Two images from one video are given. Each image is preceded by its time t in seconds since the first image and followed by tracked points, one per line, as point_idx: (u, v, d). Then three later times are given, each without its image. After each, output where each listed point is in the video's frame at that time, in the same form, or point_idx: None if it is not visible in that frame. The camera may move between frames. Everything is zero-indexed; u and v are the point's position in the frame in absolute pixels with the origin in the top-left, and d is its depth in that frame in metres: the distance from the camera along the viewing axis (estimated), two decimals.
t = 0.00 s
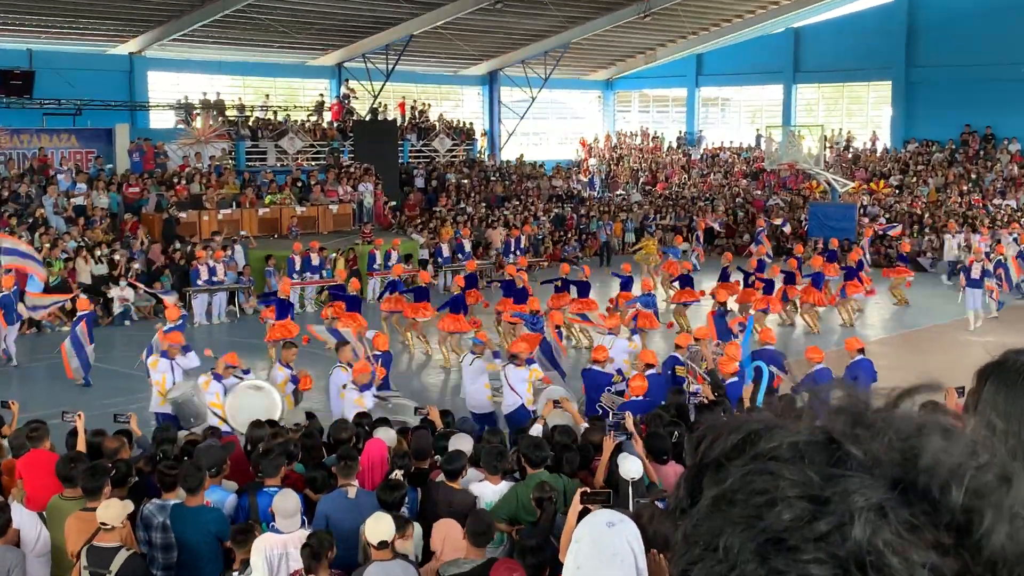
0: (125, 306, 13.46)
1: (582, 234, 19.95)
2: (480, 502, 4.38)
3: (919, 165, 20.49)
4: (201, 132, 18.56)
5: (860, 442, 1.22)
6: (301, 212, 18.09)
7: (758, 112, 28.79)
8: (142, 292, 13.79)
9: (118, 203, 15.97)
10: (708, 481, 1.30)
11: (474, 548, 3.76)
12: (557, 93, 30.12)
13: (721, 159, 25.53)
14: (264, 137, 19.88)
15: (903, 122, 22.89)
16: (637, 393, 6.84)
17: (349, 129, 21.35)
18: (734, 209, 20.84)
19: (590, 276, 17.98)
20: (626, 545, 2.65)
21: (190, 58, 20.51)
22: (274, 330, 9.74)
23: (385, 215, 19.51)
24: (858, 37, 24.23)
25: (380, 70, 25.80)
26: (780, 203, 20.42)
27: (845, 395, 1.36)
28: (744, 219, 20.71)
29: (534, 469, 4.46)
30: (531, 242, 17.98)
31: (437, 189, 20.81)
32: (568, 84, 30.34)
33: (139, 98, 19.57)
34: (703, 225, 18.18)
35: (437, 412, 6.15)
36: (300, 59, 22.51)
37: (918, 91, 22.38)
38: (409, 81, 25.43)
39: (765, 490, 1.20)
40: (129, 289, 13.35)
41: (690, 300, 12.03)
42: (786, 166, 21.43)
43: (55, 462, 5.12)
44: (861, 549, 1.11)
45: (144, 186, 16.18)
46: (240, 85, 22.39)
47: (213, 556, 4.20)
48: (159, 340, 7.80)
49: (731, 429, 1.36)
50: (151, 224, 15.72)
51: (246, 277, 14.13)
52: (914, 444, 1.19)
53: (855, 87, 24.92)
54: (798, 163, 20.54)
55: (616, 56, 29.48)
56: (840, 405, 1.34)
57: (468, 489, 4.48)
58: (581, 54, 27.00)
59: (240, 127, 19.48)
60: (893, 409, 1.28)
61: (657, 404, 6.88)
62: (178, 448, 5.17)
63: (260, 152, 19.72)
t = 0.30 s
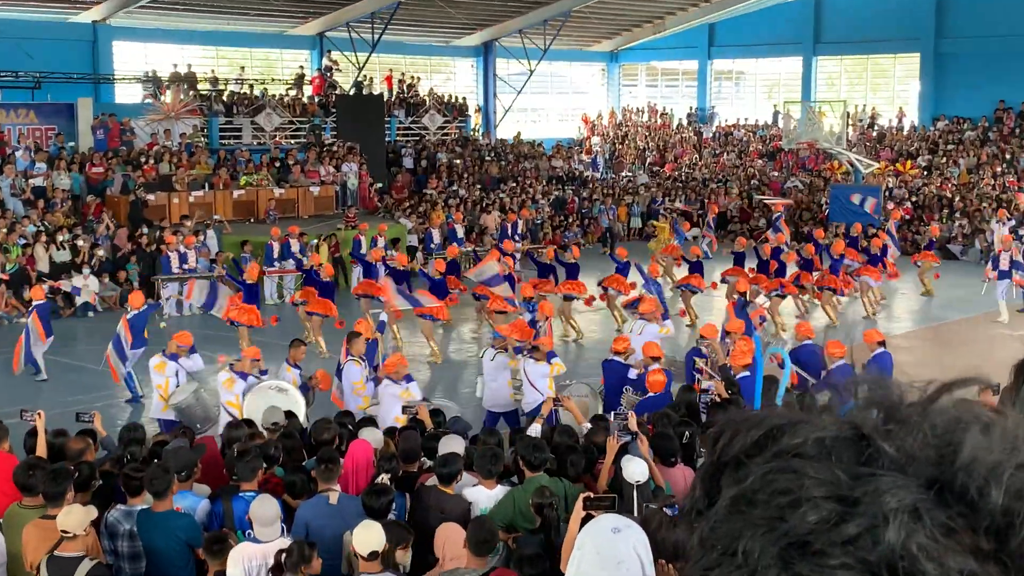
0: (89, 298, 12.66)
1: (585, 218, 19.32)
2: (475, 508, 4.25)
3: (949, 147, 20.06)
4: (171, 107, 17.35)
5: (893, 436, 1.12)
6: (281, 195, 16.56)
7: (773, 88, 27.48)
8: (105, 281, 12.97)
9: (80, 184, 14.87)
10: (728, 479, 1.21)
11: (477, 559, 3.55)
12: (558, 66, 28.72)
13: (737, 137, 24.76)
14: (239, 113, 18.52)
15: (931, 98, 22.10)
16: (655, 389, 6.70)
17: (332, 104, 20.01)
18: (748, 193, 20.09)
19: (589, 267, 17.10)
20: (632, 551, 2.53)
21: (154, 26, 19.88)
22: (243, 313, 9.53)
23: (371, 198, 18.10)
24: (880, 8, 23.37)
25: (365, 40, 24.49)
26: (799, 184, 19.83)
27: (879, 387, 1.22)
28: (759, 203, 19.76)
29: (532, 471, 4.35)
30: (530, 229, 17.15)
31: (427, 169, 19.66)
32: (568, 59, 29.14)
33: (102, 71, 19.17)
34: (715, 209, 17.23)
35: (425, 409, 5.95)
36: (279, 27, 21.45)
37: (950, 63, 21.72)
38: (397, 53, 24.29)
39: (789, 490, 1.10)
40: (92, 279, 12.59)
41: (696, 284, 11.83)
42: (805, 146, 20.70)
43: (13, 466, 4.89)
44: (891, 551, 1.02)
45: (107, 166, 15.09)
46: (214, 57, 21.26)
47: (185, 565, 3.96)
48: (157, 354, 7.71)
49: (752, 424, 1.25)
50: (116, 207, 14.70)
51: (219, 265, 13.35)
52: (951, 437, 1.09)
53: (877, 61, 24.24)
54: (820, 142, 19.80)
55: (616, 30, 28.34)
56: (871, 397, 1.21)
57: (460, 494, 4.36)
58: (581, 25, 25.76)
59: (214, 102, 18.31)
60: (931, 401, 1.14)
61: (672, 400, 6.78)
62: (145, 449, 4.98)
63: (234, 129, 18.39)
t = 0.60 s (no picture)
0: (69, 284, 12.49)
1: (585, 202, 19.07)
2: (471, 503, 4.20)
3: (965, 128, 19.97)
4: (154, 86, 17.09)
5: (912, 421, 1.08)
6: (268, 177, 16.53)
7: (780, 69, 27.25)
8: (86, 267, 12.76)
9: (59, 166, 14.62)
10: (739, 467, 1.17)
11: (477, 557, 3.50)
12: (557, 44, 28.33)
13: (743, 119, 24.42)
14: (224, 92, 18.29)
15: (943, 81, 21.94)
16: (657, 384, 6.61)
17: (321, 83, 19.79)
18: (754, 176, 19.83)
19: (589, 253, 16.91)
20: (637, 546, 2.58)
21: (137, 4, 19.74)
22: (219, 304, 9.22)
23: (362, 181, 18.08)
24: None
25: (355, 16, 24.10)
26: (808, 167, 19.68)
27: (898, 372, 1.18)
28: (765, 186, 19.53)
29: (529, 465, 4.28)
30: (529, 213, 16.94)
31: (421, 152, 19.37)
32: (567, 38, 28.76)
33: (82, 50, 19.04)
34: (721, 194, 17.06)
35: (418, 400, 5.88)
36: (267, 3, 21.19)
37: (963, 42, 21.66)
38: (389, 31, 23.97)
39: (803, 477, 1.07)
40: (72, 265, 12.39)
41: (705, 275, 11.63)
42: (814, 127, 20.46)
43: None
44: (908, 543, 0.98)
45: (88, 147, 14.86)
46: (200, 33, 21.10)
47: (168, 562, 3.90)
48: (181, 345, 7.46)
49: (765, 412, 1.22)
50: (96, 189, 14.51)
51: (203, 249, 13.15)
52: (974, 426, 1.04)
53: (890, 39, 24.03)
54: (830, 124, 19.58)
55: (614, 9, 27.97)
56: (890, 380, 1.16)
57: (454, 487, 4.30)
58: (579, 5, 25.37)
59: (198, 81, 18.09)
60: (952, 386, 1.10)
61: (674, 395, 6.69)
62: (127, 443, 4.91)
63: (219, 108, 18.17)
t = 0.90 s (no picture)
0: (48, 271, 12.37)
1: (584, 186, 18.93)
2: (467, 498, 4.16)
3: (978, 108, 19.86)
4: (137, 66, 16.92)
5: (920, 406, 1.06)
6: (256, 160, 16.41)
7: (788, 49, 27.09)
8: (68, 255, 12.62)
9: (40, 150, 14.45)
10: (741, 453, 1.16)
11: (465, 555, 3.45)
12: (556, 24, 27.99)
13: (750, 98, 24.15)
14: (211, 73, 18.15)
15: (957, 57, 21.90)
16: (658, 373, 6.57)
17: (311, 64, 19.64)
18: (761, 157, 19.69)
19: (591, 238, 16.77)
20: (647, 544, 2.42)
21: None
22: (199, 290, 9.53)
23: (353, 164, 17.94)
24: None
25: None
26: (817, 148, 19.52)
27: (906, 353, 1.16)
28: (772, 169, 19.28)
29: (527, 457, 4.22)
30: (526, 197, 16.84)
31: (415, 134, 19.22)
32: (566, 17, 28.42)
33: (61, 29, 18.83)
34: (724, 177, 16.87)
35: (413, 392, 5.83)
36: None
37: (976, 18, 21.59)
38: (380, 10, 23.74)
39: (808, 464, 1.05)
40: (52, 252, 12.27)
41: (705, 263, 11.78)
42: (822, 107, 20.22)
43: None
44: (916, 531, 0.98)
45: (69, 131, 14.72)
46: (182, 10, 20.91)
47: (155, 560, 3.85)
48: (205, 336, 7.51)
49: (768, 396, 1.20)
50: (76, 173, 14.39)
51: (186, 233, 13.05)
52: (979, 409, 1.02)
53: (903, 17, 23.90)
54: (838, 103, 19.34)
55: None
56: (898, 360, 1.14)
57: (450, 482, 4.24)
58: None
59: (183, 61, 17.93)
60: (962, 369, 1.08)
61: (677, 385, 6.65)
62: (111, 436, 4.86)
63: (204, 88, 18.01)
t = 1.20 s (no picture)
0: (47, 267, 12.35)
1: (586, 176, 18.86)
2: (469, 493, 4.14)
3: (985, 94, 19.78)
4: (133, 60, 17.09)
5: (919, 395, 1.03)
6: (254, 153, 16.36)
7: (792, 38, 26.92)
8: (66, 251, 12.60)
9: (36, 145, 14.45)
10: (737, 445, 1.13)
11: (456, 552, 3.41)
12: (556, 14, 27.89)
13: (753, 87, 24.02)
14: (207, 65, 18.13)
15: (964, 43, 21.87)
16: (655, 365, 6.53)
17: (309, 55, 19.62)
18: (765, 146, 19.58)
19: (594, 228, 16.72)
20: (654, 541, 2.39)
21: None
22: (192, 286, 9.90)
23: (353, 156, 17.89)
24: None
25: None
26: (821, 137, 19.42)
27: (904, 341, 1.13)
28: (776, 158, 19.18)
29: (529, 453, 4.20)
30: (527, 189, 16.77)
31: (414, 126, 19.15)
32: (566, 6, 28.31)
33: (56, 22, 18.83)
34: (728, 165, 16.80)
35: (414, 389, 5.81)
36: None
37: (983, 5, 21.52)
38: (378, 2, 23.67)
39: (804, 455, 1.03)
40: (50, 249, 12.23)
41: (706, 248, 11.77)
42: (826, 95, 20.12)
43: None
44: (914, 522, 0.95)
45: (64, 125, 14.72)
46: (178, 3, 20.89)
47: (155, 559, 3.84)
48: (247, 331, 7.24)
49: (763, 386, 1.18)
50: (72, 168, 14.34)
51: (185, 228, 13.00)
52: (982, 398, 0.99)
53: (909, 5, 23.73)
54: (844, 92, 19.23)
55: None
56: (896, 349, 1.12)
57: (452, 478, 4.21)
58: None
59: (179, 54, 17.90)
60: (960, 356, 1.05)
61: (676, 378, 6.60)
62: (109, 434, 4.83)
63: (200, 81, 17.98)
